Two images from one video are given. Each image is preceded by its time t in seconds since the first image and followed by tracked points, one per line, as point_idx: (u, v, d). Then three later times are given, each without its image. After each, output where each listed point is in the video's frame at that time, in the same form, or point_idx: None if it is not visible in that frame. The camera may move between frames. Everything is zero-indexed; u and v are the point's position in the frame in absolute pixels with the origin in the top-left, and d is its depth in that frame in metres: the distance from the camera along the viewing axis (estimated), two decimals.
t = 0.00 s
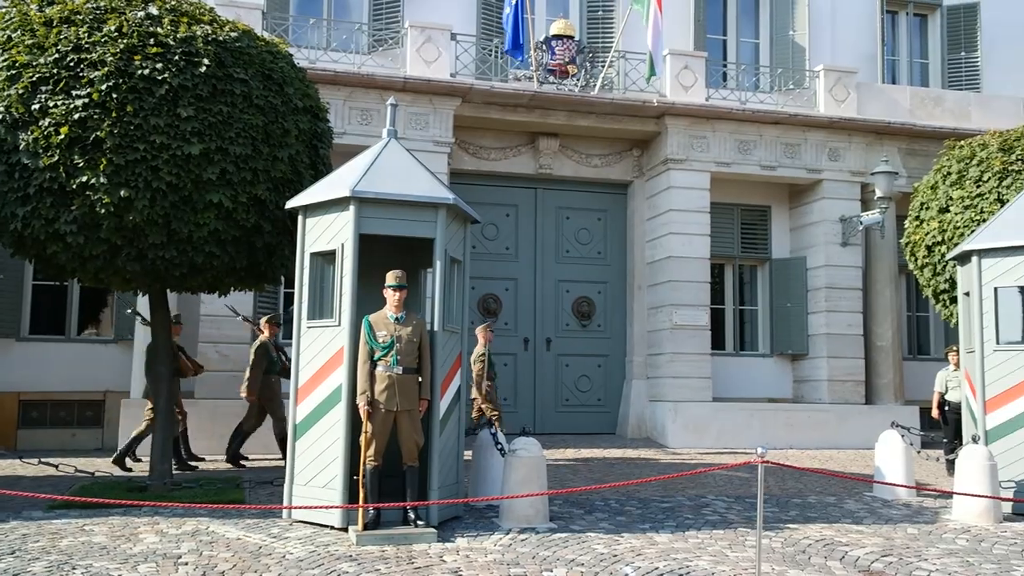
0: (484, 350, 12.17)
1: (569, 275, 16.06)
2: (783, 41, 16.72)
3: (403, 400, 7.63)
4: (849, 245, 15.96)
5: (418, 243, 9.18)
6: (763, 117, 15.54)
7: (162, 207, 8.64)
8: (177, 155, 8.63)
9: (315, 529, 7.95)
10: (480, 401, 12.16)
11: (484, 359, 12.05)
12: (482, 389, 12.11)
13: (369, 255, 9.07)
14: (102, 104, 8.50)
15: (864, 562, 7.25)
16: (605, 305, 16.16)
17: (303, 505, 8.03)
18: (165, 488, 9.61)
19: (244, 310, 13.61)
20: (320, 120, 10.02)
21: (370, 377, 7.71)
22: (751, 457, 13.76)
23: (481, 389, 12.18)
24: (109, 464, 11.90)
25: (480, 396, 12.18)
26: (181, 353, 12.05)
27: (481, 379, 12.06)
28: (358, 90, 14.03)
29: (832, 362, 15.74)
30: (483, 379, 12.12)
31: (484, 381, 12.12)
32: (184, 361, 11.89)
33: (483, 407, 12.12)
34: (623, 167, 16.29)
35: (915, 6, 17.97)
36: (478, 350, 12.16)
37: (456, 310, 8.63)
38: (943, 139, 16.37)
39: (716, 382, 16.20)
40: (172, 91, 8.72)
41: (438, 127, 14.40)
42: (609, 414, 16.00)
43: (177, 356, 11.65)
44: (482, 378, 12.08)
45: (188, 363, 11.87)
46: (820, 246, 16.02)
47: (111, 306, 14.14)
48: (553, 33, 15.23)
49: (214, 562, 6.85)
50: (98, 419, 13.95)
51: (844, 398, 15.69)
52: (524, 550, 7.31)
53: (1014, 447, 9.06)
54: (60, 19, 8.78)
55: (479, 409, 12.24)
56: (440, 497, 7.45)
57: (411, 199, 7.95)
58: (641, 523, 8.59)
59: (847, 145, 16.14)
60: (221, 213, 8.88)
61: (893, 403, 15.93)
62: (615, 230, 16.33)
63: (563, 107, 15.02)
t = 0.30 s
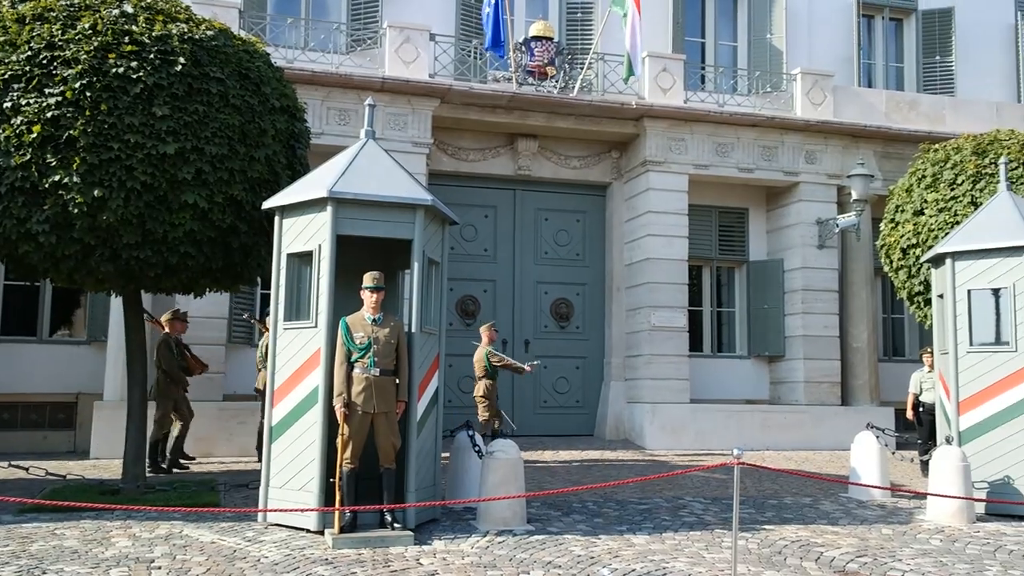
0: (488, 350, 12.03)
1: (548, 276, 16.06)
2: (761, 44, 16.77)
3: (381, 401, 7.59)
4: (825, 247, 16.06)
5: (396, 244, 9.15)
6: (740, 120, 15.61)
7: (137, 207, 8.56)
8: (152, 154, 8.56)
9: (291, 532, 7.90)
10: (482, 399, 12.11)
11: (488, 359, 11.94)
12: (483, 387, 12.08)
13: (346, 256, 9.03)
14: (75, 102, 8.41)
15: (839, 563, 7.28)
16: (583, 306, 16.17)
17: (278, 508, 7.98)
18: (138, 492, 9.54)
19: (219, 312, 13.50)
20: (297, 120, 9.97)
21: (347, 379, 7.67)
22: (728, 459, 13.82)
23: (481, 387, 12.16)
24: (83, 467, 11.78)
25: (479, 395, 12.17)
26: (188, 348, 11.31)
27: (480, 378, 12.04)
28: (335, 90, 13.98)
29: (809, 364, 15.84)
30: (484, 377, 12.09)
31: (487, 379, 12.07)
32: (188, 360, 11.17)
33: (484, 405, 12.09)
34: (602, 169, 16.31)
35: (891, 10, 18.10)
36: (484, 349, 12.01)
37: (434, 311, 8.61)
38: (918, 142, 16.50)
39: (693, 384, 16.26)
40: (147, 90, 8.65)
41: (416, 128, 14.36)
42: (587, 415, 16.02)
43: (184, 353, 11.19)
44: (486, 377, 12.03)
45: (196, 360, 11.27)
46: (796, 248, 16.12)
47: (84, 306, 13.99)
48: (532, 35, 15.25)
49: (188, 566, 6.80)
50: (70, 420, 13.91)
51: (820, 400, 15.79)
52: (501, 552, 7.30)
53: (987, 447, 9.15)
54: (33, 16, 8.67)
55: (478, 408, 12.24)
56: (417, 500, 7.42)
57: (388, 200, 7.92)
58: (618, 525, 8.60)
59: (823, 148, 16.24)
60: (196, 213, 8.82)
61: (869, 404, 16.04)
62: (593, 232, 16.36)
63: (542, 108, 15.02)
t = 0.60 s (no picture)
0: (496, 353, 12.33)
1: (526, 276, 16.06)
2: (738, 45, 16.83)
3: (358, 402, 7.55)
4: (801, 247, 16.16)
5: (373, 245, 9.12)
6: (718, 120, 15.67)
7: (110, 207, 8.47)
8: (125, 153, 8.48)
9: (267, 534, 7.84)
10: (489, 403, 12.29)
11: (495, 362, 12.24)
12: (490, 390, 12.27)
13: (324, 256, 8.99)
14: (46, 101, 8.31)
15: (815, 561, 7.31)
16: (562, 306, 16.18)
17: (254, 511, 7.92)
18: (112, 495, 9.45)
19: (195, 312, 13.42)
20: (273, 119, 9.91)
21: (324, 380, 7.63)
22: (706, 458, 13.85)
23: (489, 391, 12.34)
24: (58, 470, 11.67)
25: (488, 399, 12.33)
26: (197, 355, 11.49)
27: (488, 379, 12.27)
28: (312, 89, 13.91)
29: (786, 363, 15.92)
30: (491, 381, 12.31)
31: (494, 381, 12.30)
32: (198, 365, 11.31)
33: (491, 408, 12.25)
34: (580, 169, 16.32)
35: (866, 12, 18.22)
36: (492, 352, 12.34)
37: (412, 312, 8.59)
38: (893, 143, 16.62)
39: (672, 383, 16.30)
40: (120, 88, 8.58)
41: (393, 127, 14.32)
42: (566, 415, 16.02)
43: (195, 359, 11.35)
44: (493, 380, 12.28)
45: (206, 366, 11.42)
46: (773, 248, 16.20)
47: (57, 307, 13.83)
48: (510, 34, 15.23)
49: (162, 570, 6.73)
50: (43, 423, 13.75)
51: (797, 399, 15.86)
52: (479, 553, 7.28)
53: (961, 445, 9.24)
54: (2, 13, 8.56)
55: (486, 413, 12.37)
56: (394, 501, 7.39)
57: (365, 200, 7.86)
58: (597, 525, 8.60)
59: (799, 149, 16.33)
60: (170, 213, 8.75)
61: (845, 402, 16.15)
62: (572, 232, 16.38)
63: (520, 108, 15.01)
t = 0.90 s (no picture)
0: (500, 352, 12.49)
1: (503, 277, 16.10)
2: (714, 48, 16.94)
3: (334, 402, 7.55)
4: (775, 249, 16.29)
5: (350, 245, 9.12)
6: (694, 123, 15.77)
7: (84, 205, 8.42)
8: (99, 151, 8.44)
9: (241, 534, 7.82)
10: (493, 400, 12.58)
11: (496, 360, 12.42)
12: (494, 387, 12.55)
13: (300, 256, 8.98)
14: (19, 97, 8.25)
15: (788, 560, 7.39)
16: (538, 307, 16.23)
17: (229, 511, 7.89)
18: (85, 495, 9.39)
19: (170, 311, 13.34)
20: (250, 117, 9.89)
21: (300, 380, 7.62)
22: (681, 458, 13.94)
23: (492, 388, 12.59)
24: (31, 470, 11.57)
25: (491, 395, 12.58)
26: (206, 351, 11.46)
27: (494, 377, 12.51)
28: (290, 87, 13.88)
29: (760, 364, 16.04)
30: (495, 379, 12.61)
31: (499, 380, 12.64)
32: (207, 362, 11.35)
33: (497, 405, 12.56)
34: (558, 170, 16.37)
35: (840, 17, 18.37)
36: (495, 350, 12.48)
37: (388, 312, 8.60)
38: (865, 147, 16.80)
39: (647, 383, 16.39)
40: (94, 85, 8.53)
41: (371, 127, 14.31)
42: (542, 416, 16.07)
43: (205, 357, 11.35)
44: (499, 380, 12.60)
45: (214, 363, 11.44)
46: (748, 250, 16.33)
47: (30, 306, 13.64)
48: (488, 35, 15.16)
49: (135, 571, 6.70)
50: (15, 423, 13.61)
51: (771, 399, 15.98)
52: (454, 552, 7.30)
53: (931, 446, 9.38)
54: None
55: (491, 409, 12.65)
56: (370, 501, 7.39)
57: (341, 199, 7.85)
58: (572, 525, 8.64)
59: (774, 151, 16.46)
60: (145, 211, 8.71)
61: (818, 403, 16.29)
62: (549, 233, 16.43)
63: (498, 109, 15.04)
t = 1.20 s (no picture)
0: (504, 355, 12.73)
1: (482, 277, 16.09)
2: (692, 50, 17.00)
3: (310, 403, 7.51)
4: (753, 251, 16.38)
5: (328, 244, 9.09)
6: (672, 124, 15.82)
7: (57, 203, 8.34)
8: (73, 149, 8.37)
9: (217, 536, 7.77)
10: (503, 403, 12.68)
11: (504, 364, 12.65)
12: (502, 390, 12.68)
13: (278, 255, 8.94)
14: None
15: (764, 559, 7.42)
16: (517, 308, 16.24)
17: (205, 512, 7.84)
18: (58, 496, 9.30)
19: (145, 312, 13.23)
20: (226, 116, 9.83)
21: (277, 381, 7.58)
22: (658, 458, 13.97)
23: (501, 391, 12.73)
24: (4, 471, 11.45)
25: (501, 398, 12.73)
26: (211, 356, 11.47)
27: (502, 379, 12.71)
28: (267, 86, 13.80)
29: (737, 364, 16.11)
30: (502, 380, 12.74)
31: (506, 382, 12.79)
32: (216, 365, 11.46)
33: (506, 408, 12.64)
34: (536, 170, 16.38)
35: (816, 21, 18.45)
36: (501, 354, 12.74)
37: (366, 312, 8.57)
38: (841, 149, 16.92)
39: (625, 384, 16.43)
40: (68, 82, 8.46)
41: (350, 126, 14.27)
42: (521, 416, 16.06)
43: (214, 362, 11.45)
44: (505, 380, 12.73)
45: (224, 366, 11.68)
46: (725, 251, 16.40)
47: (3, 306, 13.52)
48: (467, 35, 15.24)
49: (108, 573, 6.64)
50: None
51: (748, 400, 16.06)
52: (431, 554, 7.28)
53: (904, 446, 9.46)
54: None
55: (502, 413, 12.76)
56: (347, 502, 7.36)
57: (318, 199, 7.82)
58: (549, 525, 8.64)
59: (751, 154, 16.54)
60: (120, 210, 8.64)
61: (794, 403, 16.40)
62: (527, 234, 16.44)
63: (477, 110, 15.02)
